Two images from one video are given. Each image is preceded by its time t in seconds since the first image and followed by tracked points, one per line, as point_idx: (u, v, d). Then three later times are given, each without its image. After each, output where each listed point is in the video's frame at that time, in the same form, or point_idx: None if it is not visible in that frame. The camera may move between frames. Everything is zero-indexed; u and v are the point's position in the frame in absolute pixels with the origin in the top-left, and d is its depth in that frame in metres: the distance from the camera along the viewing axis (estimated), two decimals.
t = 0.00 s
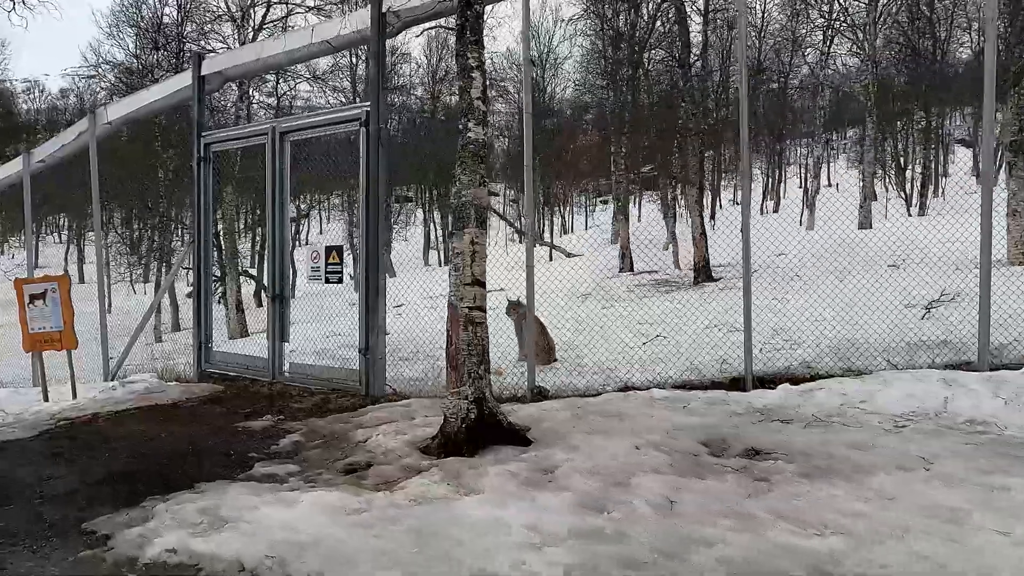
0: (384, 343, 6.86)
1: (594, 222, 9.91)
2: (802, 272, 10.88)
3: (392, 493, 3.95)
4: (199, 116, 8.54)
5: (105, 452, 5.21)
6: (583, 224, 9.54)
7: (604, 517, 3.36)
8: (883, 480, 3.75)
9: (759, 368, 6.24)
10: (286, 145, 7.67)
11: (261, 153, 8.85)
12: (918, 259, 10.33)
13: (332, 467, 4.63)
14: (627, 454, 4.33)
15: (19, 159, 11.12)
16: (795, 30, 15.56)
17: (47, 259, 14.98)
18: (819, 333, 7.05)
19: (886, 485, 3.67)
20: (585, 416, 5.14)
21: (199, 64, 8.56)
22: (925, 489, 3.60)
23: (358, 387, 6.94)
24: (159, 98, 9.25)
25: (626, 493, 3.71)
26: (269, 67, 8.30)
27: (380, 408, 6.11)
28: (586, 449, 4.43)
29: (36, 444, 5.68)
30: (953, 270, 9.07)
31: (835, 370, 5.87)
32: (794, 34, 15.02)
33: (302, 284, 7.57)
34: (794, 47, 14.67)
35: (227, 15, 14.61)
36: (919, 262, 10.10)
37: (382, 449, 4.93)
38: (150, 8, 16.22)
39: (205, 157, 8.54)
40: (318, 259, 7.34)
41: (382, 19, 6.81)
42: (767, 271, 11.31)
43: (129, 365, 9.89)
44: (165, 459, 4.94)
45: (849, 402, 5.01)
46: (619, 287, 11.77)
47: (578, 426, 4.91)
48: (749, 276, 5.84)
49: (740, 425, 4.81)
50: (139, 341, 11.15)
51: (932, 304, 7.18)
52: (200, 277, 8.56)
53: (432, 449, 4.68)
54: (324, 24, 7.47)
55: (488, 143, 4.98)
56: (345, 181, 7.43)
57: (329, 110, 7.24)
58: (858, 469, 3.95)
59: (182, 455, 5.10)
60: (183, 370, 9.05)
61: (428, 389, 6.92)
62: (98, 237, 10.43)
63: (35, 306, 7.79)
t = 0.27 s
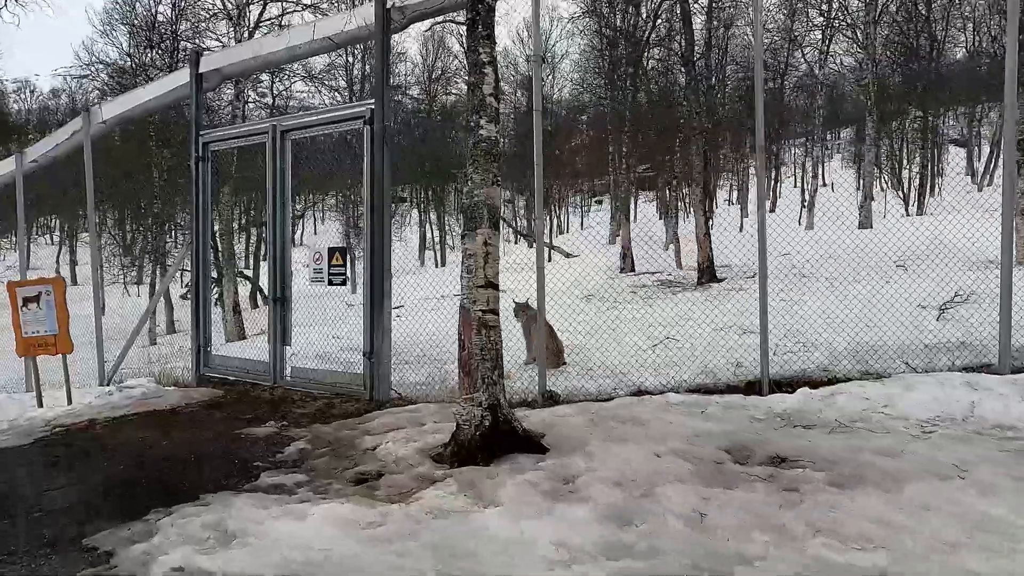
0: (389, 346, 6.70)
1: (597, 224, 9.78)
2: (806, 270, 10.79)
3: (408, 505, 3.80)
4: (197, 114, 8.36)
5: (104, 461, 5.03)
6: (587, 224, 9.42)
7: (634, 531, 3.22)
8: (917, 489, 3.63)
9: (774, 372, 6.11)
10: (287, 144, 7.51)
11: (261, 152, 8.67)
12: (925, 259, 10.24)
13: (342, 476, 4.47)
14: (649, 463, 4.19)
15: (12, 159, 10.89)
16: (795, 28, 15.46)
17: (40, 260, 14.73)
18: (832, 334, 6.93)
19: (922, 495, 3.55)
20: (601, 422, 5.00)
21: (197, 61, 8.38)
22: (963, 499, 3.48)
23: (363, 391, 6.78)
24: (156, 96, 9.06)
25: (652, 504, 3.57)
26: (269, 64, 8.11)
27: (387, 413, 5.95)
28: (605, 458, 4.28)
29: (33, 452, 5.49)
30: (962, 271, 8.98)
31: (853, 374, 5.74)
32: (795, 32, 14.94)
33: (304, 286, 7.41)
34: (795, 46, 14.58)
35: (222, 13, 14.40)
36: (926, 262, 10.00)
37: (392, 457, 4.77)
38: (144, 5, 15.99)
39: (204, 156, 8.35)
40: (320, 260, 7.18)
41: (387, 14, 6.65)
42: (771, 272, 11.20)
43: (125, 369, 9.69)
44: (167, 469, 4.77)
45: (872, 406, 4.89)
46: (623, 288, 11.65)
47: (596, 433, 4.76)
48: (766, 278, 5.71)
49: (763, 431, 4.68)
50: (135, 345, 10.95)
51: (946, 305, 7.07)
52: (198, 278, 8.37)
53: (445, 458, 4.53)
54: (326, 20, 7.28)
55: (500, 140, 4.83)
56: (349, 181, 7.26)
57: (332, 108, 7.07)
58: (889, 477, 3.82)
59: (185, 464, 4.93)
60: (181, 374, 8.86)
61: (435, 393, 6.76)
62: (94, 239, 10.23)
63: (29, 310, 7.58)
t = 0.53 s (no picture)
0: (393, 349, 6.57)
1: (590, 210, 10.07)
2: (807, 269, 10.74)
3: (423, 514, 3.67)
4: (193, 112, 8.19)
5: (103, 470, 4.87)
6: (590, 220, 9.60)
7: (662, 542, 3.11)
8: (948, 495, 3.54)
9: (786, 373, 6.01)
10: (288, 143, 7.34)
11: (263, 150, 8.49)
12: (928, 258, 10.21)
13: (352, 484, 4.34)
14: (668, 469, 4.07)
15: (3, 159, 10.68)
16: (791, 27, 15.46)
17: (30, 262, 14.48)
18: (840, 333, 6.85)
19: (954, 501, 3.46)
20: (615, 426, 4.89)
21: (195, 59, 8.21)
22: (997, 504, 3.39)
23: (367, 396, 6.64)
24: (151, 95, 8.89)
25: (677, 512, 3.47)
26: (269, 62, 7.95)
27: (393, 417, 5.82)
28: (623, 463, 4.17)
29: (29, 460, 5.32)
30: (966, 269, 8.95)
31: (866, 375, 5.65)
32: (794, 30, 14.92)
33: (306, 287, 7.26)
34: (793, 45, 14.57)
35: (216, 11, 14.24)
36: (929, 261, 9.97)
37: (402, 463, 4.65)
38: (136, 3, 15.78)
39: (203, 156, 8.13)
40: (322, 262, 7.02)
41: (390, 10, 6.52)
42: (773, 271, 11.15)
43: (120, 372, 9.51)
44: (169, 478, 4.62)
45: (890, 408, 4.80)
46: (624, 287, 11.58)
47: (611, 438, 4.65)
48: (779, 278, 5.61)
49: (782, 435, 4.57)
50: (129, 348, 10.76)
51: (955, 304, 7.01)
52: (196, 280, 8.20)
53: (457, 464, 4.40)
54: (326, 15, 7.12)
55: (511, 137, 4.70)
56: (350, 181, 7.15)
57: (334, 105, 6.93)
58: (917, 481, 3.73)
59: (187, 472, 4.78)
60: (179, 377, 8.69)
61: (440, 397, 6.62)
62: (88, 240, 10.04)
63: (22, 313, 7.40)
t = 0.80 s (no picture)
0: (397, 348, 6.46)
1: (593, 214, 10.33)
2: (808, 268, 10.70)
3: (437, 519, 3.56)
4: (190, 108, 8.04)
5: (101, 474, 4.73)
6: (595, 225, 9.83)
7: (688, 547, 3.01)
8: (975, 497, 3.46)
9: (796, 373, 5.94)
10: (287, 139, 7.20)
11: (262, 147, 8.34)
12: (929, 257, 10.21)
13: (361, 487, 4.22)
14: (686, 471, 3.98)
15: None
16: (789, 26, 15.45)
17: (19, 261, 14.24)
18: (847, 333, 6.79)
19: (982, 503, 3.38)
20: (627, 427, 4.79)
21: (192, 53, 8.05)
22: None
23: (369, 396, 6.51)
24: (146, 90, 8.71)
25: (700, 516, 3.38)
26: (267, 56, 7.79)
27: (398, 418, 5.71)
28: (640, 465, 4.08)
29: (24, 463, 5.17)
30: (969, 267, 8.94)
31: (879, 374, 5.59)
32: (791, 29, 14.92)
33: (307, 286, 7.14)
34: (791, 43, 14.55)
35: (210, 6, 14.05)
36: (931, 260, 9.96)
37: (411, 465, 4.54)
38: None
39: (199, 152, 8.02)
40: (323, 261, 6.89)
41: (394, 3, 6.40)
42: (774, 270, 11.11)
43: (114, 372, 9.33)
44: (171, 482, 4.49)
45: (906, 408, 4.74)
46: (624, 286, 11.51)
47: (625, 439, 4.56)
48: (790, 277, 5.54)
49: (798, 435, 4.50)
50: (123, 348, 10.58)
51: (962, 303, 6.98)
52: (192, 278, 8.05)
53: (469, 467, 4.30)
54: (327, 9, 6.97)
55: (523, 133, 4.60)
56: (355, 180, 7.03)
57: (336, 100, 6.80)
58: (941, 483, 3.66)
59: (189, 476, 4.65)
60: (175, 378, 8.54)
61: (445, 397, 6.51)
62: (81, 238, 9.86)
63: (14, 312, 7.22)
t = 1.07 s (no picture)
0: (402, 351, 6.34)
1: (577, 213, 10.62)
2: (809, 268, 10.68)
3: (456, 528, 3.45)
4: (186, 105, 7.88)
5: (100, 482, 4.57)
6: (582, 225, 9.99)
7: (720, 557, 2.93)
8: (1006, 502, 3.40)
9: (806, 375, 5.88)
10: (287, 137, 7.08)
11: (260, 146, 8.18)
12: (929, 258, 10.21)
13: (372, 495, 4.10)
14: (708, 477, 3.89)
15: None
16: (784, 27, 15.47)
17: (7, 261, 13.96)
18: (855, 335, 6.76)
19: (1014, 509, 3.31)
20: (643, 431, 4.70)
21: (188, 49, 7.88)
22: None
23: (373, 400, 6.39)
24: (140, 87, 8.52)
25: (728, 524, 3.28)
26: (266, 53, 7.64)
27: (405, 423, 5.58)
28: (659, 471, 3.98)
29: (18, 471, 4.99)
30: (971, 268, 8.94)
31: (892, 377, 5.53)
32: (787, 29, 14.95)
33: (309, 287, 7.01)
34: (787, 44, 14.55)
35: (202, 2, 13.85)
36: (932, 261, 9.96)
37: (422, 472, 4.42)
38: None
39: (196, 150, 7.86)
40: (326, 263, 6.77)
41: None
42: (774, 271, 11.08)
43: (106, 376, 9.12)
44: (174, 491, 4.34)
45: (924, 411, 4.67)
46: (624, 287, 11.44)
47: (642, 444, 4.46)
48: (803, 278, 5.47)
49: (817, 439, 4.42)
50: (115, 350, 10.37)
51: (969, 304, 6.95)
52: (189, 279, 7.89)
53: (483, 474, 4.19)
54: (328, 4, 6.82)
55: (536, 130, 4.49)
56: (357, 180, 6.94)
57: (338, 98, 6.67)
58: (969, 488, 3.59)
59: (193, 483, 4.51)
60: (170, 381, 8.36)
61: (450, 401, 6.40)
62: (73, 237, 9.65)
63: (5, 314, 7.01)
